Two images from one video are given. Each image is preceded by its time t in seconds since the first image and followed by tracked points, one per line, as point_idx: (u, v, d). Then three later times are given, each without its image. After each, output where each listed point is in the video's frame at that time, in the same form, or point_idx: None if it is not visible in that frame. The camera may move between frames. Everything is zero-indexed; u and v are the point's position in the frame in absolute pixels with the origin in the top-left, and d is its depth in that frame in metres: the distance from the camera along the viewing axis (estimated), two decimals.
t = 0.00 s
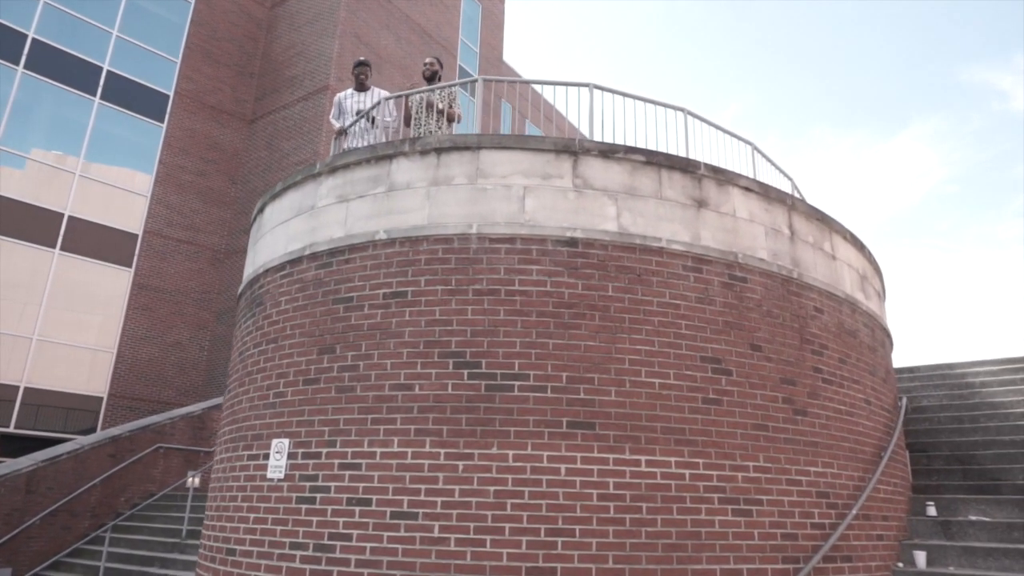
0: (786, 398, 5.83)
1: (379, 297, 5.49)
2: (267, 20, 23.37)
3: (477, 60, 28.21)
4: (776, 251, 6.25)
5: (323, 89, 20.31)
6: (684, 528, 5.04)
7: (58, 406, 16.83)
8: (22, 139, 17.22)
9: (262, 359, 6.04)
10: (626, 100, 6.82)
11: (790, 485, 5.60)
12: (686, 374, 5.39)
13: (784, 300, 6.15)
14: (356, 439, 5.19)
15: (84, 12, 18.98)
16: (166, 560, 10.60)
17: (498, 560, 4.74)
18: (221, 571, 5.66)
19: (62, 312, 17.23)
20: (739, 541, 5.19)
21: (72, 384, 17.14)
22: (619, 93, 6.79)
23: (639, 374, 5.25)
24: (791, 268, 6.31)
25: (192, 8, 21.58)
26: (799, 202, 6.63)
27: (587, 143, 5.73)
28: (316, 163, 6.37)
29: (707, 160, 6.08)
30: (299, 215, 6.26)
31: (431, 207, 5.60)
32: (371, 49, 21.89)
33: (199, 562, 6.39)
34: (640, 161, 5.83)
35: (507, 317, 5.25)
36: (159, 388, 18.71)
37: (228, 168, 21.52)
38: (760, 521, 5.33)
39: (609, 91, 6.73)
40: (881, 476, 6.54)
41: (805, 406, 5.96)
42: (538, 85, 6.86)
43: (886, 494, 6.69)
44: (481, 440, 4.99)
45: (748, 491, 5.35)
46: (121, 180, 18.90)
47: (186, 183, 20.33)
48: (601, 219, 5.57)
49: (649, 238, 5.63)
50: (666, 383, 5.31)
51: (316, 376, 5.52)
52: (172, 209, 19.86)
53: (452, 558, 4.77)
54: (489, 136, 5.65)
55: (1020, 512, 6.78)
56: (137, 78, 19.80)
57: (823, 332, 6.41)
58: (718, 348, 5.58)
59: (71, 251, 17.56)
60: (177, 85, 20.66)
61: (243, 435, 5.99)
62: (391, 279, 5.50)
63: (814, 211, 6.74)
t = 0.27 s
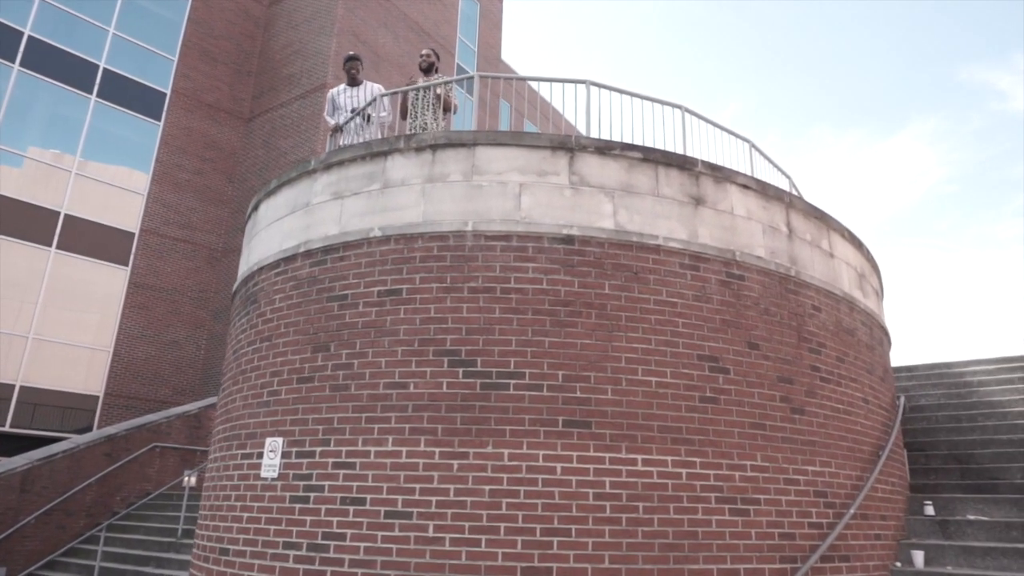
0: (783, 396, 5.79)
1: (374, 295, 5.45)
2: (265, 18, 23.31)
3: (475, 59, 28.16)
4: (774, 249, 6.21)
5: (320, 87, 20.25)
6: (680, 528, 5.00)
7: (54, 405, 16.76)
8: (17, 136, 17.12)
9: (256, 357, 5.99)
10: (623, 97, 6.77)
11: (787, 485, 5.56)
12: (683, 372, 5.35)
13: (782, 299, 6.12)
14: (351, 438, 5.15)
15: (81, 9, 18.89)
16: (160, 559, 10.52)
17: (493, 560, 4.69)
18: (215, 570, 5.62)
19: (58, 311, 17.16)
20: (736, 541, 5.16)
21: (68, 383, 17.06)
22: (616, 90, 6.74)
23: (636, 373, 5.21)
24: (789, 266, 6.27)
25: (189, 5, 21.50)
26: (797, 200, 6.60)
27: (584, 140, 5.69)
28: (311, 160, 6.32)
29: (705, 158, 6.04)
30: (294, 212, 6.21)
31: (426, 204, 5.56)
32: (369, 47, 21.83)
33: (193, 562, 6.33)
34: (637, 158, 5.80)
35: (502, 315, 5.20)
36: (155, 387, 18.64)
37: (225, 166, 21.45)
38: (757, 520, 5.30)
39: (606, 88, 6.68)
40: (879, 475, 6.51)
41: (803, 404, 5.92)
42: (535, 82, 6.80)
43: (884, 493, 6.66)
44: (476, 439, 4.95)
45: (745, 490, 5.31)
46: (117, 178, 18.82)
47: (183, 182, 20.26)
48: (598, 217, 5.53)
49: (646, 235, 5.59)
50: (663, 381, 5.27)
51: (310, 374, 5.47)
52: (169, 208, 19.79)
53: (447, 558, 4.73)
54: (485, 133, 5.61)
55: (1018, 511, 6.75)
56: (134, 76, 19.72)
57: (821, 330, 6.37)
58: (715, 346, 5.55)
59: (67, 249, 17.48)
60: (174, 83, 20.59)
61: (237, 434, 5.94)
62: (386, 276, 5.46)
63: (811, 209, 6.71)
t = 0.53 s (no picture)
0: (786, 394, 5.74)
1: (373, 293, 5.40)
2: (263, 18, 23.26)
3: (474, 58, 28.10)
4: (775, 246, 6.16)
5: (319, 86, 20.21)
6: (683, 527, 4.96)
7: (54, 406, 16.72)
8: (15, 137, 17.08)
9: (254, 357, 5.95)
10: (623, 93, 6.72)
11: (790, 484, 5.51)
12: (685, 370, 5.30)
13: (785, 296, 6.07)
14: (350, 437, 5.10)
15: (79, 10, 18.84)
16: (160, 560, 10.45)
17: (494, 561, 4.65)
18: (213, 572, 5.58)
19: (57, 312, 17.12)
20: (739, 540, 5.11)
21: (68, 384, 17.03)
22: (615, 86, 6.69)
23: (637, 372, 5.17)
24: (791, 263, 6.22)
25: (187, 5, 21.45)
26: (798, 196, 6.55)
27: (583, 137, 5.64)
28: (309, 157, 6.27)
29: (705, 154, 5.99)
30: (292, 210, 6.16)
31: (425, 202, 5.51)
32: (368, 46, 21.78)
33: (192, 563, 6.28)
34: (638, 155, 5.75)
35: (502, 314, 5.15)
36: (155, 388, 18.59)
37: (224, 166, 21.40)
38: (760, 520, 5.25)
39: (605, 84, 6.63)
40: (882, 473, 6.47)
41: (806, 402, 5.87)
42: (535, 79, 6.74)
43: (887, 491, 6.61)
44: (476, 439, 4.91)
45: (747, 489, 5.26)
46: (116, 179, 18.78)
47: (182, 182, 20.22)
48: (598, 214, 5.48)
49: (647, 232, 5.54)
50: (665, 380, 5.22)
51: (308, 374, 5.43)
52: (168, 208, 19.74)
53: (447, 559, 4.68)
54: (484, 129, 5.57)
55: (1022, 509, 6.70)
56: (133, 76, 19.67)
57: (823, 327, 6.32)
58: (717, 344, 5.50)
59: (66, 250, 17.45)
60: (173, 83, 20.54)
61: (235, 434, 5.90)
62: (385, 274, 5.41)
63: (813, 206, 6.66)
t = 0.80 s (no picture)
0: (805, 393, 5.65)
1: (386, 293, 5.38)
2: (276, 21, 23.38)
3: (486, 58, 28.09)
4: (793, 243, 6.07)
5: (332, 88, 20.28)
6: (701, 529, 4.88)
7: (72, 407, 16.88)
8: (33, 141, 17.27)
9: (268, 357, 5.94)
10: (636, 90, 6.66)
11: (810, 484, 5.42)
12: (701, 370, 5.23)
13: (803, 294, 5.97)
14: (364, 438, 5.08)
15: (94, 15, 19.03)
16: (177, 562, 10.47)
17: (508, 563, 4.60)
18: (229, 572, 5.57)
19: (74, 314, 17.27)
20: (758, 542, 5.03)
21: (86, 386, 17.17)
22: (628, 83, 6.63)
23: (653, 371, 5.10)
24: (808, 260, 6.13)
25: (201, 9, 21.60)
26: (815, 193, 6.45)
27: (597, 134, 5.59)
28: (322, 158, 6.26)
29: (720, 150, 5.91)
30: (305, 211, 6.15)
31: (437, 201, 5.48)
32: (380, 47, 21.82)
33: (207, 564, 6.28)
34: (652, 151, 5.68)
35: (516, 313, 5.11)
36: (172, 389, 18.71)
37: (239, 169, 21.52)
38: (779, 521, 5.16)
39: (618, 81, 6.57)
40: (904, 474, 6.35)
41: (825, 401, 5.78)
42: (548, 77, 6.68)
43: (909, 492, 6.49)
44: (491, 440, 4.86)
45: (766, 490, 5.18)
46: (132, 182, 18.93)
47: (197, 185, 20.35)
48: (612, 211, 5.43)
49: (661, 230, 5.47)
50: (681, 379, 5.15)
51: (322, 374, 5.41)
52: (183, 211, 19.88)
53: (462, 560, 4.64)
54: (496, 128, 5.53)
55: None
56: (147, 80, 19.83)
57: (842, 325, 6.22)
58: (734, 342, 5.42)
59: (83, 253, 17.61)
60: (187, 86, 20.68)
61: (250, 435, 5.89)
62: (398, 274, 5.39)
63: (830, 202, 6.56)
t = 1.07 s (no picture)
0: (826, 393, 5.56)
1: (401, 293, 5.35)
2: (290, 25, 23.50)
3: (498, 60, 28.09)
4: (812, 240, 5.97)
5: (345, 91, 20.35)
6: (720, 531, 4.81)
7: (91, 410, 17.03)
8: (51, 147, 17.46)
9: (283, 358, 5.93)
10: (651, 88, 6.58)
11: (831, 486, 5.32)
12: (720, 369, 5.15)
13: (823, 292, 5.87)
14: (379, 439, 5.05)
15: (110, 21, 19.22)
16: (194, 563, 10.50)
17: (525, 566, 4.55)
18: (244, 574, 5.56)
19: (92, 317, 17.43)
20: (779, 544, 4.94)
21: (104, 388, 17.32)
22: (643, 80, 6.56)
23: (671, 371, 5.03)
24: (828, 257, 6.03)
25: (215, 14, 21.75)
26: (834, 189, 6.35)
27: (612, 132, 5.53)
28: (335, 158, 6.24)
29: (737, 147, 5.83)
30: (319, 211, 6.14)
31: (451, 200, 5.44)
32: (393, 50, 21.87)
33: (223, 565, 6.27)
34: (668, 148, 5.61)
35: (531, 314, 5.06)
36: (188, 392, 18.84)
37: (254, 173, 21.64)
38: (800, 523, 5.07)
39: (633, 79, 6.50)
40: (928, 475, 6.23)
41: (847, 402, 5.68)
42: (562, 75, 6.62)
43: (933, 494, 6.37)
44: (507, 441, 4.81)
45: (787, 491, 5.09)
46: (148, 186, 19.09)
47: (213, 189, 20.48)
48: (628, 209, 5.36)
49: (678, 227, 5.40)
50: (699, 380, 5.08)
51: (337, 375, 5.39)
52: (199, 214, 20.01)
53: (478, 563, 4.59)
54: (510, 126, 5.48)
55: None
56: (163, 85, 19.99)
57: (863, 324, 6.11)
58: (753, 341, 5.33)
59: (101, 257, 17.76)
60: (202, 91, 20.82)
61: (265, 436, 5.89)
62: (413, 274, 5.36)
63: (849, 198, 6.45)
